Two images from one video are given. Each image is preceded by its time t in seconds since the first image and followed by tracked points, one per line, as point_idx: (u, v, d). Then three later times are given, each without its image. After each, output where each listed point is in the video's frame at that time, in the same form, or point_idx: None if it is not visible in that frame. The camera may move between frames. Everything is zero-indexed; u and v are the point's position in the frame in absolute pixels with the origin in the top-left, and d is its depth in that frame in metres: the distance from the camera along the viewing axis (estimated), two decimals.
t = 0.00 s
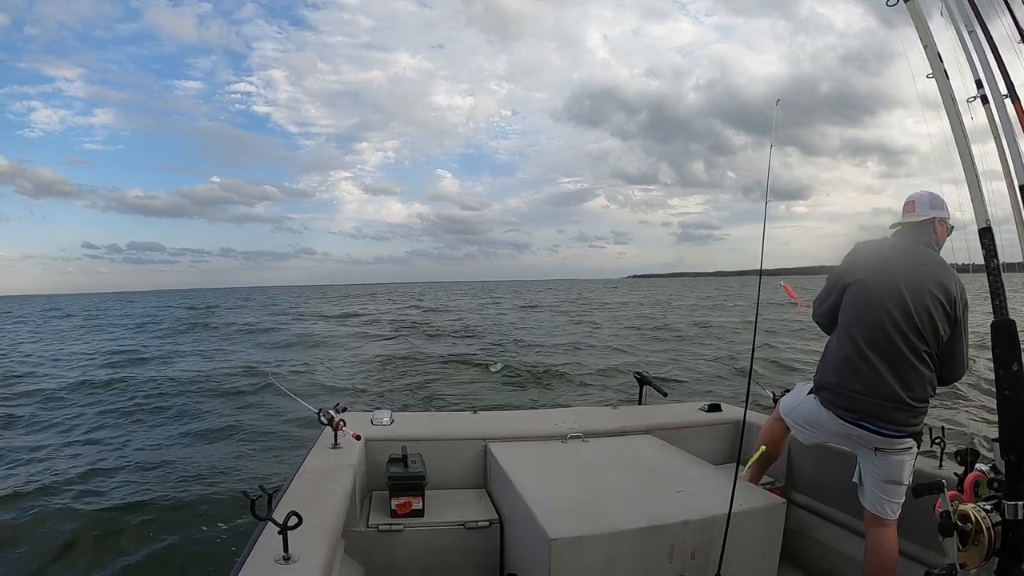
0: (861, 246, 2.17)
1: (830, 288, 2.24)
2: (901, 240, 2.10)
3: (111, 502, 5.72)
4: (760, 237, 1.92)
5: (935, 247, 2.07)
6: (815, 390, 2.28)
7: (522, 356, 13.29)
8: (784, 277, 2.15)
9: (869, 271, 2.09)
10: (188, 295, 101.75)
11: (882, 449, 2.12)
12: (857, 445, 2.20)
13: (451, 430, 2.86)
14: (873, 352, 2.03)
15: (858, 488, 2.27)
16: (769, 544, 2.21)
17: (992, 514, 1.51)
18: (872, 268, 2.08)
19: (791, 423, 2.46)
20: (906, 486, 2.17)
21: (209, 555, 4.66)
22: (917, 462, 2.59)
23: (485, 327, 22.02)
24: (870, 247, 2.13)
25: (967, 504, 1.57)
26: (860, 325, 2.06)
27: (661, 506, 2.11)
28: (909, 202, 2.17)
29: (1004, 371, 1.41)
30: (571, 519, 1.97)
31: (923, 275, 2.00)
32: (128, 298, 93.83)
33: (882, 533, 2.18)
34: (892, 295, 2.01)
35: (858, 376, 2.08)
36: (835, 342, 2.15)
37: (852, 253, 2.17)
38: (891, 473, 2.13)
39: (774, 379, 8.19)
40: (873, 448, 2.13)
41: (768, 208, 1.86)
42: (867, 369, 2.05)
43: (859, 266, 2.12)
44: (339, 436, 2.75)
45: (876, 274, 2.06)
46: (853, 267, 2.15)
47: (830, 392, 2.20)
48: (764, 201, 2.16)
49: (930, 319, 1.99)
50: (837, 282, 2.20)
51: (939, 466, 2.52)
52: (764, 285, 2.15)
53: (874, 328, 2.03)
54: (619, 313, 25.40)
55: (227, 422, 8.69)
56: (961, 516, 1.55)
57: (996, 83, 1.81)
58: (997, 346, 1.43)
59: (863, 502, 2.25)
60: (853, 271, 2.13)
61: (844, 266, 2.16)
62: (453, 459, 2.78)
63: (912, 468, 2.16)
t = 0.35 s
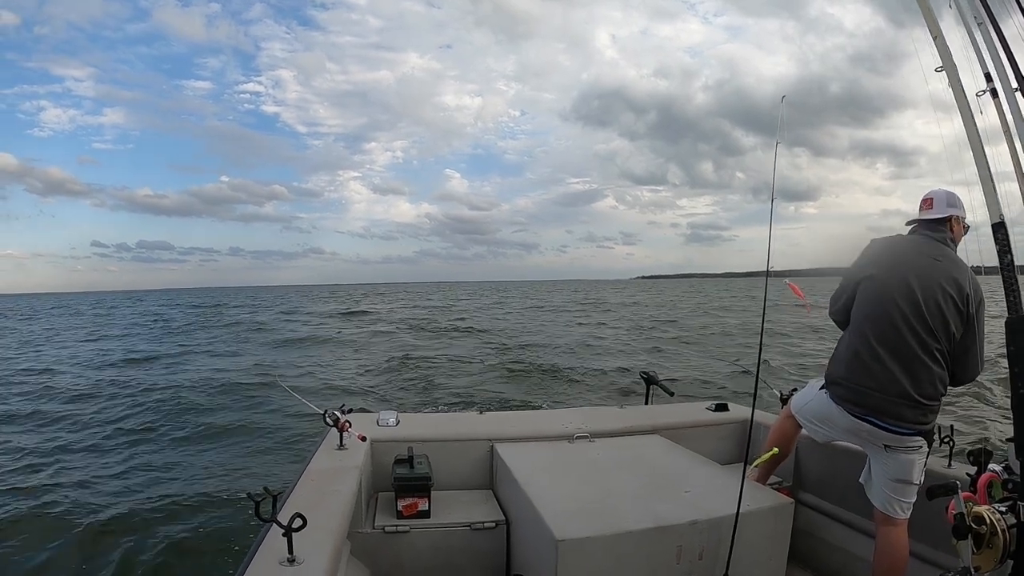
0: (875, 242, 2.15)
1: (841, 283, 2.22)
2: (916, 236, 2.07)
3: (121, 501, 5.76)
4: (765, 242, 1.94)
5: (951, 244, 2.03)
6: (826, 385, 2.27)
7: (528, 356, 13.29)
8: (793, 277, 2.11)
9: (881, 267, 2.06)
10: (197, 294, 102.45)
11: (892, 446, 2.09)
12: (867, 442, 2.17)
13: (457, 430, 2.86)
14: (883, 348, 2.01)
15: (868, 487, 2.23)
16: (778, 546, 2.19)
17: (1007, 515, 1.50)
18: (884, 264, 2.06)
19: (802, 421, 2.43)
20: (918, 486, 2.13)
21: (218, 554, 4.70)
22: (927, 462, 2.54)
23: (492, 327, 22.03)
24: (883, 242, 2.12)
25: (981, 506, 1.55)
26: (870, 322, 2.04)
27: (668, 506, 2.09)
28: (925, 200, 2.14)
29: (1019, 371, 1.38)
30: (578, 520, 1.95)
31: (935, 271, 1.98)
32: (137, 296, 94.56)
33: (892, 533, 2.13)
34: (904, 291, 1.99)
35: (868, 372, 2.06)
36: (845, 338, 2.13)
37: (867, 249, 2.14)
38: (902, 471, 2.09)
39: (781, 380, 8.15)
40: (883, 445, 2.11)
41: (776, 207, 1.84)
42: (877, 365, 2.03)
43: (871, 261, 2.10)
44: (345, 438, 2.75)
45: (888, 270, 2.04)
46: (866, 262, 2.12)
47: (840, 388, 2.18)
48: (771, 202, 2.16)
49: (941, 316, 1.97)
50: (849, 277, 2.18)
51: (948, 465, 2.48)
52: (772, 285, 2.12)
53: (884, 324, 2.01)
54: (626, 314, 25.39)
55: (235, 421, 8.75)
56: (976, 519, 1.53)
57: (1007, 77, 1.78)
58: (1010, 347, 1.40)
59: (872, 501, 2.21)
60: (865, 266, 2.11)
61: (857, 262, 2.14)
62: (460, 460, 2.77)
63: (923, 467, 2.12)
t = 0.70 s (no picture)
0: (885, 237, 2.11)
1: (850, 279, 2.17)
2: (926, 230, 2.02)
3: (135, 502, 5.81)
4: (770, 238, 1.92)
5: (961, 237, 1.98)
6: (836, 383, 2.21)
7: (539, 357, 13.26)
8: (805, 274, 2.05)
9: (889, 260, 2.02)
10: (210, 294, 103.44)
11: (904, 444, 2.02)
12: (878, 440, 2.10)
13: (466, 433, 2.82)
14: (891, 342, 1.96)
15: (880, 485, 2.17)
16: (792, 547, 2.13)
17: None
18: (892, 257, 2.01)
19: (813, 418, 2.37)
20: (931, 484, 2.06)
21: (229, 556, 4.71)
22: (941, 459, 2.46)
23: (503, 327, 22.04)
24: (892, 236, 2.08)
25: (1001, 512, 1.53)
26: (877, 315, 1.99)
27: (679, 507, 2.05)
28: (949, 192, 2.05)
29: None
30: (588, 523, 1.90)
31: (944, 264, 1.93)
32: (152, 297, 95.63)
33: (906, 531, 2.07)
34: (911, 284, 1.94)
35: (876, 368, 2.01)
36: (854, 333, 2.08)
37: (875, 244, 2.10)
38: (915, 469, 2.03)
39: (795, 381, 8.04)
40: (895, 443, 2.04)
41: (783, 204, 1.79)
42: (884, 359, 1.98)
43: (879, 255, 2.05)
44: (353, 442, 2.73)
45: (896, 264, 1.99)
46: (875, 256, 2.08)
47: (850, 384, 2.13)
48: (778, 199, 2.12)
49: (951, 309, 1.91)
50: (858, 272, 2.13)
51: (963, 462, 2.40)
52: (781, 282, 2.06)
53: (891, 318, 1.96)
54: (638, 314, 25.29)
55: (247, 422, 8.79)
56: (996, 527, 1.51)
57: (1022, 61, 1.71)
58: None
59: (885, 499, 2.15)
60: (874, 260, 2.07)
61: (866, 257, 2.10)
62: (468, 462, 2.73)
63: (937, 465, 2.06)
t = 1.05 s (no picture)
0: (892, 236, 2.08)
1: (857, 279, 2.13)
2: (933, 226, 1.99)
3: (144, 505, 5.84)
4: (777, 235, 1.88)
5: (969, 232, 1.95)
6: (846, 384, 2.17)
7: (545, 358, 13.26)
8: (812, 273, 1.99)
9: (897, 259, 1.98)
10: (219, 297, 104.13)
11: (916, 446, 1.99)
12: (888, 442, 2.08)
13: (472, 434, 2.81)
14: (903, 343, 1.92)
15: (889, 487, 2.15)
16: (802, 550, 2.10)
17: None
18: (900, 255, 1.98)
19: (820, 421, 2.34)
20: (942, 485, 2.04)
21: (236, 559, 4.71)
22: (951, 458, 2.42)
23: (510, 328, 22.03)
24: (900, 234, 2.04)
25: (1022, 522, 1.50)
26: (888, 315, 1.96)
27: (686, 509, 2.03)
28: (958, 188, 2.01)
29: None
30: (595, 526, 1.88)
31: (954, 261, 1.90)
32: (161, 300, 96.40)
33: (917, 534, 2.05)
34: (922, 283, 1.90)
35: (888, 368, 1.97)
36: (864, 333, 2.05)
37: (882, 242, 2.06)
38: (925, 471, 2.00)
39: (803, 381, 7.99)
40: (906, 445, 2.01)
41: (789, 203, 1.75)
42: (897, 360, 1.95)
43: (888, 253, 2.02)
44: (358, 444, 2.72)
45: (905, 262, 1.95)
46: (883, 255, 2.04)
47: (861, 386, 2.09)
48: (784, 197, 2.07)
49: (962, 307, 1.88)
50: (866, 271, 2.10)
51: (972, 462, 2.36)
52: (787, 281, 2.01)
53: (902, 316, 1.92)
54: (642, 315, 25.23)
55: (255, 425, 8.82)
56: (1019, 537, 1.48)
57: None
58: None
59: (894, 501, 2.12)
60: (882, 259, 2.03)
61: (873, 256, 2.07)
62: (474, 463, 2.72)
63: (948, 466, 2.03)
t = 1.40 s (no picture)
0: (895, 232, 2.02)
1: (862, 278, 2.06)
2: (936, 222, 1.97)
3: (152, 507, 5.88)
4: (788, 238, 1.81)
5: (968, 226, 1.96)
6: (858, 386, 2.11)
7: (551, 355, 13.29)
8: (820, 270, 1.92)
9: (910, 257, 1.93)
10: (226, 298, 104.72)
11: (938, 444, 1.96)
12: (905, 441, 2.04)
13: (477, 432, 2.80)
14: (927, 343, 1.88)
15: (901, 484, 2.13)
16: (809, 547, 2.08)
17: None
18: (912, 253, 1.92)
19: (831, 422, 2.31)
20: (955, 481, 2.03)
21: (241, 561, 4.70)
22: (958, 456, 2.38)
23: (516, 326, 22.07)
24: (905, 230, 1.99)
25: None
26: (909, 316, 1.90)
27: (692, 506, 2.01)
28: (956, 183, 1.99)
29: None
30: (601, 524, 1.87)
31: (967, 256, 1.88)
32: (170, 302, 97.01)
33: (929, 530, 2.04)
34: (943, 281, 1.86)
35: (910, 370, 1.92)
36: (880, 335, 1.97)
37: (886, 238, 2.00)
38: (942, 468, 1.98)
39: (809, 376, 7.95)
40: (928, 444, 1.97)
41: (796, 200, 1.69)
42: (921, 361, 1.89)
43: (897, 251, 1.96)
44: (362, 441, 2.72)
45: (919, 260, 1.90)
46: (890, 252, 1.98)
47: (877, 388, 2.04)
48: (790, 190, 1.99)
49: (978, 302, 1.88)
50: (873, 270, 2.02)
51: (980, 460, 2.32)
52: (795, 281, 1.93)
53: (924, 316, 1.87)
54: (647, 312, 25.14)
55: (261, 425, 8.84)
56: None
57: None
58: None
59: (906, 498, 2.11)
60: (893, 257, 1.97)
61: (879, 254, 2.00)
62: (479, 461, 2.71)
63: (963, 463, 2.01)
